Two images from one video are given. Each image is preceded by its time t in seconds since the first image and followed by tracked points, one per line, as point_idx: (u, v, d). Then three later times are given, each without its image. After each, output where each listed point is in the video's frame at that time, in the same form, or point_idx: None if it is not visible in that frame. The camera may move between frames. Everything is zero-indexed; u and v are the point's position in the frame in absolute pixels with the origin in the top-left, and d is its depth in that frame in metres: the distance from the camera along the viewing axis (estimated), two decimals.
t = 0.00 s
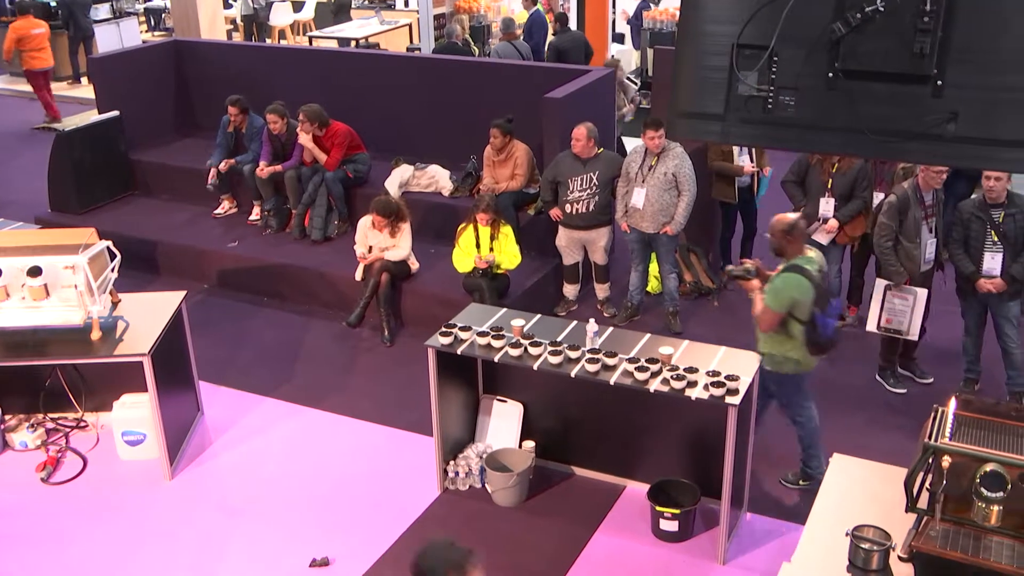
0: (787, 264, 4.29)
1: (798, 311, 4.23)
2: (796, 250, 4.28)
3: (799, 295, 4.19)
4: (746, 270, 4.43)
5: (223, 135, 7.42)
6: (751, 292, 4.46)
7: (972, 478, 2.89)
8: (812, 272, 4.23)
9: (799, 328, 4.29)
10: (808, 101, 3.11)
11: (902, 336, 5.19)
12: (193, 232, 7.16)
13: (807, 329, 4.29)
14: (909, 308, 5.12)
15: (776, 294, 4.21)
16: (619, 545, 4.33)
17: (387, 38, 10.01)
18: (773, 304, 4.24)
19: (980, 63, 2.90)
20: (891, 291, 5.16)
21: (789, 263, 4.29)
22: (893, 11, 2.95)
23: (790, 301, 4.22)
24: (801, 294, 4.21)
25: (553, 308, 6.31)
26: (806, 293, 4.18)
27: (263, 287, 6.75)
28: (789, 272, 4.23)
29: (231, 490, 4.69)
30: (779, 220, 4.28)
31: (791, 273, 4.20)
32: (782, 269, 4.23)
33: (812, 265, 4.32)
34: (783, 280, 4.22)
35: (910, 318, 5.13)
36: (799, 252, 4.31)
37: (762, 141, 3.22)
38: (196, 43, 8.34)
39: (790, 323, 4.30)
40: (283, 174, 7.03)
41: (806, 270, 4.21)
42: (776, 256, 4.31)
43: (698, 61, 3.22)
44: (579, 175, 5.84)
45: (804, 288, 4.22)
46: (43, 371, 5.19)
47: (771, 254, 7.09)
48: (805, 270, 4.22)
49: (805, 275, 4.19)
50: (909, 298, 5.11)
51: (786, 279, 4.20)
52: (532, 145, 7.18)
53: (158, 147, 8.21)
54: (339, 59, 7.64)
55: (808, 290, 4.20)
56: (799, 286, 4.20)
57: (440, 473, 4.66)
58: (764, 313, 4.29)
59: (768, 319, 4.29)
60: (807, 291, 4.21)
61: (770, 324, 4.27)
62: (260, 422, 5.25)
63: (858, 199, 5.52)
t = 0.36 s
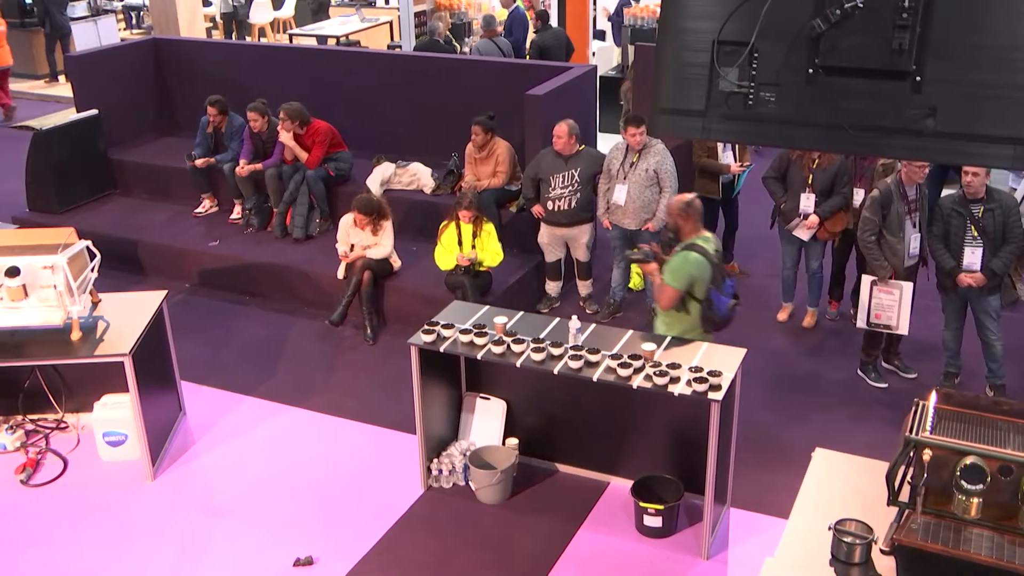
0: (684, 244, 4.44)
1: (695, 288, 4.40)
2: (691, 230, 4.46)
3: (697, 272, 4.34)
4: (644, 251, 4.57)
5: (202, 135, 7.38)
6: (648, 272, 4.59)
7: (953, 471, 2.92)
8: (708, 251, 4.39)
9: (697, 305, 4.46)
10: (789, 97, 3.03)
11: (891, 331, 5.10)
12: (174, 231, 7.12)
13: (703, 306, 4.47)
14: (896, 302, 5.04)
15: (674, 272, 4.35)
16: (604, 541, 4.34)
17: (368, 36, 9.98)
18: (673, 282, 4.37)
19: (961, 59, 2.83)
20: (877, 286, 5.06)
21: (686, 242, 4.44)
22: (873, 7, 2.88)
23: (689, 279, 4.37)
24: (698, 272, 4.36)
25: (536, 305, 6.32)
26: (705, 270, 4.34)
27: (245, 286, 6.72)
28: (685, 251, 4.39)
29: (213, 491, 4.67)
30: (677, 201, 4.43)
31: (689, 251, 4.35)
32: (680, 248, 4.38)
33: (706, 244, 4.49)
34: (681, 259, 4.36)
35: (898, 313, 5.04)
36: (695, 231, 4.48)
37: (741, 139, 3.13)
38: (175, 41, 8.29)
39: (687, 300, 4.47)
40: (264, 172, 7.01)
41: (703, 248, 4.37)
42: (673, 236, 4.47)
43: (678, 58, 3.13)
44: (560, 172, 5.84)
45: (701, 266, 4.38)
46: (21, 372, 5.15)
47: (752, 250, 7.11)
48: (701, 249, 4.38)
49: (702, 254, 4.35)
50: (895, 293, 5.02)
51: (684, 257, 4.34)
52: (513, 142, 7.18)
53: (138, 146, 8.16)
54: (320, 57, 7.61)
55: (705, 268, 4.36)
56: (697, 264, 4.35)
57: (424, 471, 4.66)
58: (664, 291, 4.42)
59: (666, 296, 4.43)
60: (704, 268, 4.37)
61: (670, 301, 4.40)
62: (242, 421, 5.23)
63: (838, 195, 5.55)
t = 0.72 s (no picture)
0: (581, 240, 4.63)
1: (593, 283, 4.59)
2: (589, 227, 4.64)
3: (593, 267, 4.54)
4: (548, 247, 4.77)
5: (181, 133, 7.34)
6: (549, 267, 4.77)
7: (934, 464, 2.90)
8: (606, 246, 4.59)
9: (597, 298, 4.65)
10: (770, 93, 3.02)
11: (875, 324, 5.09)
12: (154, 229, 7.08)
13: (604, 298, 4.66)
14: (879, 295, 5.02)
15: (572, 268, 4.55)
16: (588, 538, 4.34)
17: (349, 33, 9.96)
18: (571, 277, 4.57)
19: (940, 54, 2.83)
20: (861, 279, 5.05)
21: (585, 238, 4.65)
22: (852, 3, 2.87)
23: (587, 274, 4.57)
24: (596, 267, 4.56)
25: (519, 302, 6.33)
26: (602, 265, 4.54)
27: (227, 284, 6.69)
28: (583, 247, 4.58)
29: (197, 490, 4.65)
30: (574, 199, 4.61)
31: (587, 247, 4.55)
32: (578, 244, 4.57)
33: (604, 239, 4.69)
34: (580, 254, 4.56)
35: (881, 305, 5.03)
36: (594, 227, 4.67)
37: (723, 135, 3.13)
38: (154, 39, 8.24)
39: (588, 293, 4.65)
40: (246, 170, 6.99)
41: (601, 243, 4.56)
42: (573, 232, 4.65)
43: (660, 54, 3.13)
44: (542, 168, 5.85)
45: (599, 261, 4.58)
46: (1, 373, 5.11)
47: (733, 245, 7.14)
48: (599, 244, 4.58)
49: (598, 249, 4.54)
50: (878, 286, 5.00)
51: (582, 253, 4.54)
52: (495, 139, 7.18)
53: (117, 145, 8.11)
54: (301, 54, 7.58)
55: (602, 263, 4.56)
56: (594, 259, 4.55)
57: (408, 469, 4.65)
58: (564, 286, 4.62)
59: (567, 292, 4.62)
60: (601, 263, 4.56)
61: (570, 295, 4.61)
62: (225, 420, 5.21)
63: (819, 189, 5.58)
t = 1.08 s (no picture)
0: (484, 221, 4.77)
1: (494, 262, 4.75)
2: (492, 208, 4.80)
3: (495, 246, 4.70)
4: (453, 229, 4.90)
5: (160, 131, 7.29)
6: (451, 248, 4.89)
7: (912, 456, 2.94)
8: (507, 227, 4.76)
9: (498, 278, 4.80)
10: (747, 89, 3.03)
11: (852, 316, 5.10)
12: (131, 229, 7.04)
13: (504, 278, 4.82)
14: (857, 288, 5.04)
15: (474, 247, 4.69)
16: (570, 534, 4.35)
17: (327, 30, 9.92)
18: (473, 256, 4.70)
19: (916, 49, 2.84)
20: (841, 272, 5.08)
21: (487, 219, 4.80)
22: None
23: (487, 253, 4.72)
24: (497, 246, 4.72)
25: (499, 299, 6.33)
26: (503, 244, 4.71)
27: (206, 283, 6.65)
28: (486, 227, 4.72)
29: (178, 490, 4.63)
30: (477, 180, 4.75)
31: (489, 227, 4.70)
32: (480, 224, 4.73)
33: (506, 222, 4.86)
34: (482, 234, 4.71)
35: (859, 298, 5.04)
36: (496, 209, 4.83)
37: (701, 131, 3.14)
38: (130, 37, 8.18)
39: (489, 273, 4.80)
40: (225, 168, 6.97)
41: (503, 224, 4.74)
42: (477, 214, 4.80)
43: (639, 50, 3.13)
44: (522, 165, 5.85)
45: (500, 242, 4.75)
46: None
47: (713, 241, 7.16)
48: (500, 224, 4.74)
49: (500, 229, 4.70)
50: (858, 280, 5.02)
51: (483, 233, 4.69)
52: (474, 136, 7.17)
53: (93, 144, 8.06)
54: (279, 52, 7.55)
55: (503, 243, 4.72)
56: (495, 239, 4.71)
57: (389, 467, 4.64)
58: (465, 265, 4.74)
59: (469, 271, 4.74)
60: (502, 243, 4.73)
61: (470, 274, 4.74)
62: (204, 420, 5.19)
63: (798, 184, 5.59)
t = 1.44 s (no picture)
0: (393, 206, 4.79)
1: (402, 246, 4.78)
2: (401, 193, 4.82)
3: (403, 231, 4.72)
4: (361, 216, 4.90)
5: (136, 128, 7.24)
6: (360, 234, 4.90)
7: (889, 449, 2.95)
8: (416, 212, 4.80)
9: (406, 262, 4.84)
10: (723, 84, 3.04)
11: (832, 311, 5.12)
12: (106, 229, 6.99)
13: (412, 262, 4.86)
14: (835, 282, 5.03)
15: (382, 232, 4.71)
16: (550, 530, 4.35)
17: (302, 27, 9.88)
18: (381, 240, 4.72)
19: (890, 45, 2.86)
20: (819, 266, 5.07)
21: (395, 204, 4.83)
22: None
23: (396, 237, 4.74)
24: (406, 231, 4.75)
25: (477, 295, 6.32)
26: (412, 229, 4.74)
27: (182, 283, 6.62)
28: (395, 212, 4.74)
29: (156, 491, 4.60)
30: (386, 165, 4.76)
31: (397, 211, 4.73)
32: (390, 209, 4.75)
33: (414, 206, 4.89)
34: (391, 218, 4.73)
35: (838, 293, 5.05)
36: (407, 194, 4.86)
37: (678, 126, 3.14)
38: (103, 35, 8.11)
39: (397, 257, 4.82)
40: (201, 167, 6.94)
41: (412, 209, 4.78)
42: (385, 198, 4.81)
43: (617, 45, 3.12)
44: (498, 162, 5.83)
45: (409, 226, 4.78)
46: None
47: (690, 236, 7.19)
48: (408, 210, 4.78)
49: (408, 214, 4.74)
50: (835, 273, 5.01)
51: (390, 217, 4.71)
52: (450, 133, 7.17)
53: (66, 143, 8.00)
54: (254, 50, 7.51)
55: (411, 227, 4.75)
56: (403, 224, 4.74)
57: (369, 465, 4.63)
58: (374, 248, 4.75)
59: (377, 254, 4.75)
60: (410, 228, 4.77)
61: (379, 259, 4.76)
62: (182, 420, 5.16)
63: (774, 179, 5.61)
